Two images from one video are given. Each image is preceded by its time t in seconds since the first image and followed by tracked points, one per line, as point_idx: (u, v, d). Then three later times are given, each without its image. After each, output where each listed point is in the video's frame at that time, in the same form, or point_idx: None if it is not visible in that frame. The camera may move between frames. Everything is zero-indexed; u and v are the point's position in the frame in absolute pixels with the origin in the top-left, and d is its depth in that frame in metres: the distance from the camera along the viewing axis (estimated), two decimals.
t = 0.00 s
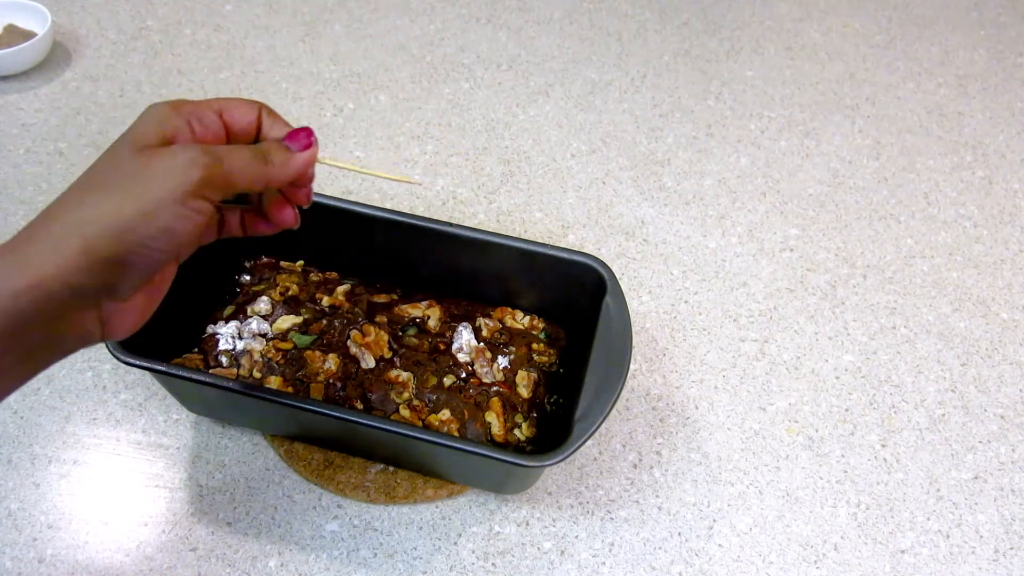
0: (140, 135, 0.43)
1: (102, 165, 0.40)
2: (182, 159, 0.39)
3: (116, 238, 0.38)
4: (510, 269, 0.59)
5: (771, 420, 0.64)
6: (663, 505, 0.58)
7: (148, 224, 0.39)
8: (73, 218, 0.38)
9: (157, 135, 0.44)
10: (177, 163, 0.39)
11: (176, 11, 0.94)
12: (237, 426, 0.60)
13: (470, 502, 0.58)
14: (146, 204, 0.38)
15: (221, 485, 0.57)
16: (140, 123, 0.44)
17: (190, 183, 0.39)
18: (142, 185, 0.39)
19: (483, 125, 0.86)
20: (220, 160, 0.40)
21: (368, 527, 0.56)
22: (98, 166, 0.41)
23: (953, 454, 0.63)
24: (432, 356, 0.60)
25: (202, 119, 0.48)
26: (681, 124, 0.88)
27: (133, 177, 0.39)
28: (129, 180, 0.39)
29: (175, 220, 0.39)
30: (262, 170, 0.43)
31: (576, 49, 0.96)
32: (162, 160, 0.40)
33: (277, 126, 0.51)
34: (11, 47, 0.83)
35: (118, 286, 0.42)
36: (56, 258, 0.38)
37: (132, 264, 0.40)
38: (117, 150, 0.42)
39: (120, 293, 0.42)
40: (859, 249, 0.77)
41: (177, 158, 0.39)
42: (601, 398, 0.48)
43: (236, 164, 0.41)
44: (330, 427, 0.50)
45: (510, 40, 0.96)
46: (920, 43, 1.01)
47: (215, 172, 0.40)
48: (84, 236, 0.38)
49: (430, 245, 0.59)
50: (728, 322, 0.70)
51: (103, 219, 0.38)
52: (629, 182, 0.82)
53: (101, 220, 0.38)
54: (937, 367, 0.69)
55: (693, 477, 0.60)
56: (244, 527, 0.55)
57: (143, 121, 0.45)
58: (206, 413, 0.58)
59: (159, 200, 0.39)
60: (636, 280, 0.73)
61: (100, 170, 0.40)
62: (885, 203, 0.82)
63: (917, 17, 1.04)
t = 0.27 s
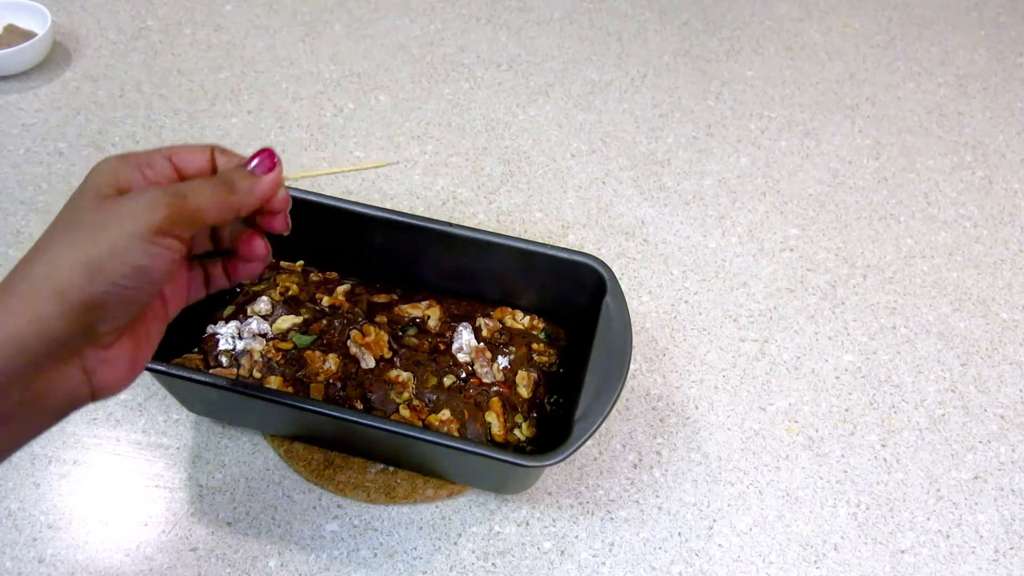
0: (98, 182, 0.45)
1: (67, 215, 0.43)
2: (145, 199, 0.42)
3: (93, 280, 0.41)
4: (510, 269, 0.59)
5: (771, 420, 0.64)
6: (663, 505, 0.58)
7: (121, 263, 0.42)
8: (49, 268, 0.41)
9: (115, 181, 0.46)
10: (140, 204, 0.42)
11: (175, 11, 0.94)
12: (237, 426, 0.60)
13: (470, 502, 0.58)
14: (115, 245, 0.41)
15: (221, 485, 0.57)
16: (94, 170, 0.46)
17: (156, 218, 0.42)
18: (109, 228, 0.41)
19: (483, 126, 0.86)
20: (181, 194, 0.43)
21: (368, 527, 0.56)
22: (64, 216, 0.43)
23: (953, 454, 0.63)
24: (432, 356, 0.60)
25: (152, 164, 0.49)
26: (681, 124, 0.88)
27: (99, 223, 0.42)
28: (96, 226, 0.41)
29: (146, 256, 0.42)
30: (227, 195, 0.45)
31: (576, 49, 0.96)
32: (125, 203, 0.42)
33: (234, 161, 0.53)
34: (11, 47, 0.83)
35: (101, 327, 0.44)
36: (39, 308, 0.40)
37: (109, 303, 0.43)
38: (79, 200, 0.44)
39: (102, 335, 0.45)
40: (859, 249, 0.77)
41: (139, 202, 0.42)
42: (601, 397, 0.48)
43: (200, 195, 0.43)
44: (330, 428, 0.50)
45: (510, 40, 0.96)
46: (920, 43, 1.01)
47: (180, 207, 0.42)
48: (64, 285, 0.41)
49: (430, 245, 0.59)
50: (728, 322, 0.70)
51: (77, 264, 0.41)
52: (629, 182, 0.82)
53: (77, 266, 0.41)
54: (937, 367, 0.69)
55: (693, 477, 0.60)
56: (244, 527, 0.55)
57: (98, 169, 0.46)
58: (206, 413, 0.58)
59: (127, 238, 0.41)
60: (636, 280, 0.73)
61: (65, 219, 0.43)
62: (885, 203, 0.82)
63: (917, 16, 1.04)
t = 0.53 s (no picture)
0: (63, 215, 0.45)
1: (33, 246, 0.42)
2: (112, 226, 0.41)
3: (57, 307, 0.40)
4: (509, 270, 0.59)
5: (771, 420, 0.64)
6: (663, 505, 0.58)
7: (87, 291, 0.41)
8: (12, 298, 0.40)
9: (81, 212, 0.46)
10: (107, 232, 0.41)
11: (175, 11, 0.94)
12: (237, 426, 0.60)
13: (470, 502, 0.58)
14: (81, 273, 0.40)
15: (221, 485, 0.57)
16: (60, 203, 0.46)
17: (125, 245, 0.41)
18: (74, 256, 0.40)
19: (483, 126, 0.86)
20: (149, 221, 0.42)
21: (368, 527, 0.56)
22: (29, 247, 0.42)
23: (953, 454, 0.63)
24: (432, 356, 0.60)
25: (114, 193, 0.49)
26: (681, 124, 0.88)
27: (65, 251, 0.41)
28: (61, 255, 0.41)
29: (113, 283, 0.41)
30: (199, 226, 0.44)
31: (576, 49, 0.96)
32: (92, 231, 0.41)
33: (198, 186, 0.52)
34: (11, 47, 0.83)
35: (66, 356, 0.43)
36: (0, 339, 0.39)
37: (74, 331, 0.42)
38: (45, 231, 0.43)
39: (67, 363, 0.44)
40: (859, 249, 0.77)
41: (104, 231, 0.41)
42: (601, 397, 0.48)
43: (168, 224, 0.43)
44: (329, 428, 0.50)
45: (510, 40, 0.96)
46: (920, 43, 1.01)
47: (148, 234, 0.41)
48: (27, 313, 0.40)
49: (430, 245, 0.59)
50: (728, 322, 0.70)
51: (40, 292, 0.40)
52: (629, 182, 0.82)
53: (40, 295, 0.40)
54: (937, 367, 0.69)
55: (693, 477, 0.60)
56: (245, 526, 0.55)
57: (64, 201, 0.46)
58: (206, 413, 0.58)
59: (92, 265, 0.40)
60: (636, 280, 0.73)
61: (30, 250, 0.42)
62: (885, 203, 0.82)
63: (916, 16, 1.04)
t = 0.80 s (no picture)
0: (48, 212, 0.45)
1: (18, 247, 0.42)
2: (100, 227, 0.41)
3: (49, 312, 0.41)
4: (509, 270, 0.59)
5: (771, 420, 0.64)
6: (663, 505, 0.58)
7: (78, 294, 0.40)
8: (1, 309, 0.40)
9: (65, 209, 0.45)
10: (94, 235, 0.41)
11: (175, 11, 0.94)
12: (237, 426, 0.60)
13: (470, 502, 0.58)
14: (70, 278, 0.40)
15: (221, 485, 0.57)
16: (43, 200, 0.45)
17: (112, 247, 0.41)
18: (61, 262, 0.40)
19: (482, 125, 0.86)
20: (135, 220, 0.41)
21: (368, 527, 0.56)
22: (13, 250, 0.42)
23: (953, 454, 0.63)
24: (432, 356, 0.60)
25: (97, 185, 0.48)
26: (681, 124, 0.88)
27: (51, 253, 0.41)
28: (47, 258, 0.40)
29: (104, 286, 0.41)
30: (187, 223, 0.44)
31: (576, 49, 0.96)
32: (79, 233, 0.41)
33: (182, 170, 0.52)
34: (11, 47, 0.83)
35: (58, 361, 0.43)
36: None
37: (68, 332, 0.42)
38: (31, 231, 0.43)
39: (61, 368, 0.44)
40: (859, 249, 0.77)
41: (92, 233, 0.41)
42: (601, 398, 0.48)
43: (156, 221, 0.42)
44: (329, 428, 0.50)
45: (510, 40, 0.96)
46: (920, 43, 1.01)
47: (135, 235, 0.41)
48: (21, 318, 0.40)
49: (430, 245, 0.59)
50: (728, 322, 0.70)
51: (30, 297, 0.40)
52: (629, 182, 0.82)
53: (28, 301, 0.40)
54: (937, 367, 0.69)
55: (693, 477, 0.60)
56: (244, 526, 0.55)
57: (46, 197, 0.46)
58: (206, 413, 0.58)
59: (81, 269, 0.40)
60: (636, 280, 0.73)
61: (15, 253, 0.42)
62: (885, 203, 0.82)
63: (916, 16, 1.04)
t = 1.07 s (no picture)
0: (34, 209, 0.44)
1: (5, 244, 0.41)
2: (95, 236, 0.41)
3: (45, 322, 0.41)
4: (509, 270, 0.59)
5: (771, 420, 0.64)
6: (663, 505, 0.58)
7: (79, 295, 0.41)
8: None
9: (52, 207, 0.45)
10: (92, 239, 0.41)
11: (175, 11, 0.94)
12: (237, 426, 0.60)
13: (470, 502, 0.58)
14: (72, 282, 0.40)
15: (221, 485, 0.57)
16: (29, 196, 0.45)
17: (108, 258, 0.41)
18: (60, 265, 0.40)
19: (482, 126, 0.86)
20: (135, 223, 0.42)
21: (368, 527, 0.56)
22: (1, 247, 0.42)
23: (953, 454, 0.63)
24: (432, 356, 0.60)
25: (83, 178, 0.48)
26: (681, 124, 0.88)
27: (47, 251, 0.40)
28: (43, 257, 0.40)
29: (100, 298, 0.41)
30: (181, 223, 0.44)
31: (576, 49, 0.96)
32: (71, 240, 0.41)
33: (172, 164, 0.52)
34: (11, 47, 0.83)
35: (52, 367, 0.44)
36: None
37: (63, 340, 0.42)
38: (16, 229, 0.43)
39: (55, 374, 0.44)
40: (859, 249, 0.77)
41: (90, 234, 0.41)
42: (601, 398, 0.48)
43: (153, 223, 0.43)
44: (329, 427, 0.50)
45: (510, 40, 0.96)
46: (920, 43, 1.01)
47: (131, 243, 0.41)
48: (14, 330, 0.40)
49: (429, 245, 0.59)
50: (729, 322, 0.70)
51: (25, 310, 0.40)
52: (629, 182, 0.82)
53: (30, 310, 0.40)
54: (937, 367, 0.69)
55: (693, 477, 0.60)
56: (245, 526, 0.55)
57: (31, 191, 0.45)
58: (206, 413, 0.58)
59: (83, 278, 0.40)
60: (636, 280, 0.73)
61: (1, 258, 0.41)
62: (885, 203, 0.82)
63: (916, 16, 1.04)
